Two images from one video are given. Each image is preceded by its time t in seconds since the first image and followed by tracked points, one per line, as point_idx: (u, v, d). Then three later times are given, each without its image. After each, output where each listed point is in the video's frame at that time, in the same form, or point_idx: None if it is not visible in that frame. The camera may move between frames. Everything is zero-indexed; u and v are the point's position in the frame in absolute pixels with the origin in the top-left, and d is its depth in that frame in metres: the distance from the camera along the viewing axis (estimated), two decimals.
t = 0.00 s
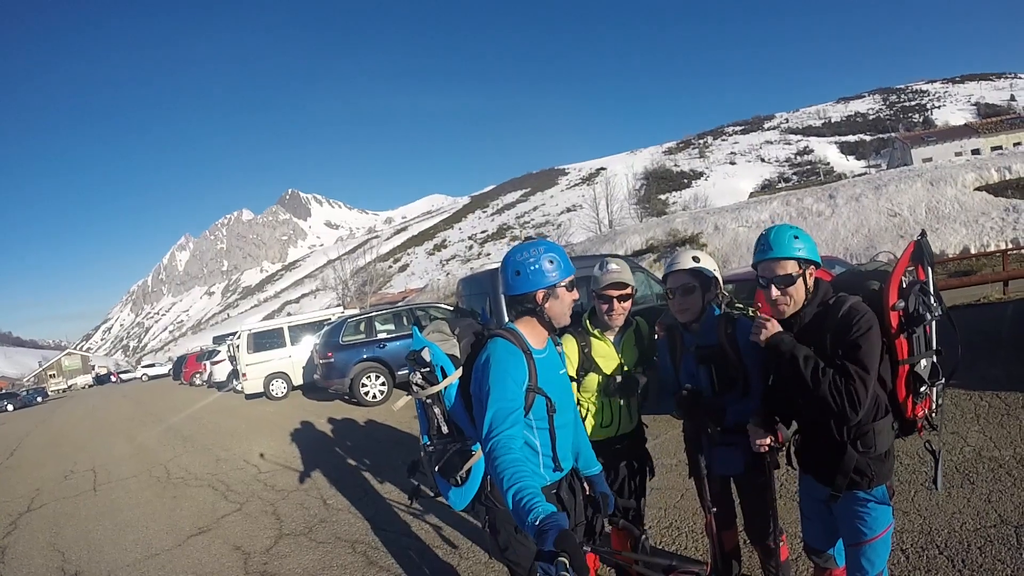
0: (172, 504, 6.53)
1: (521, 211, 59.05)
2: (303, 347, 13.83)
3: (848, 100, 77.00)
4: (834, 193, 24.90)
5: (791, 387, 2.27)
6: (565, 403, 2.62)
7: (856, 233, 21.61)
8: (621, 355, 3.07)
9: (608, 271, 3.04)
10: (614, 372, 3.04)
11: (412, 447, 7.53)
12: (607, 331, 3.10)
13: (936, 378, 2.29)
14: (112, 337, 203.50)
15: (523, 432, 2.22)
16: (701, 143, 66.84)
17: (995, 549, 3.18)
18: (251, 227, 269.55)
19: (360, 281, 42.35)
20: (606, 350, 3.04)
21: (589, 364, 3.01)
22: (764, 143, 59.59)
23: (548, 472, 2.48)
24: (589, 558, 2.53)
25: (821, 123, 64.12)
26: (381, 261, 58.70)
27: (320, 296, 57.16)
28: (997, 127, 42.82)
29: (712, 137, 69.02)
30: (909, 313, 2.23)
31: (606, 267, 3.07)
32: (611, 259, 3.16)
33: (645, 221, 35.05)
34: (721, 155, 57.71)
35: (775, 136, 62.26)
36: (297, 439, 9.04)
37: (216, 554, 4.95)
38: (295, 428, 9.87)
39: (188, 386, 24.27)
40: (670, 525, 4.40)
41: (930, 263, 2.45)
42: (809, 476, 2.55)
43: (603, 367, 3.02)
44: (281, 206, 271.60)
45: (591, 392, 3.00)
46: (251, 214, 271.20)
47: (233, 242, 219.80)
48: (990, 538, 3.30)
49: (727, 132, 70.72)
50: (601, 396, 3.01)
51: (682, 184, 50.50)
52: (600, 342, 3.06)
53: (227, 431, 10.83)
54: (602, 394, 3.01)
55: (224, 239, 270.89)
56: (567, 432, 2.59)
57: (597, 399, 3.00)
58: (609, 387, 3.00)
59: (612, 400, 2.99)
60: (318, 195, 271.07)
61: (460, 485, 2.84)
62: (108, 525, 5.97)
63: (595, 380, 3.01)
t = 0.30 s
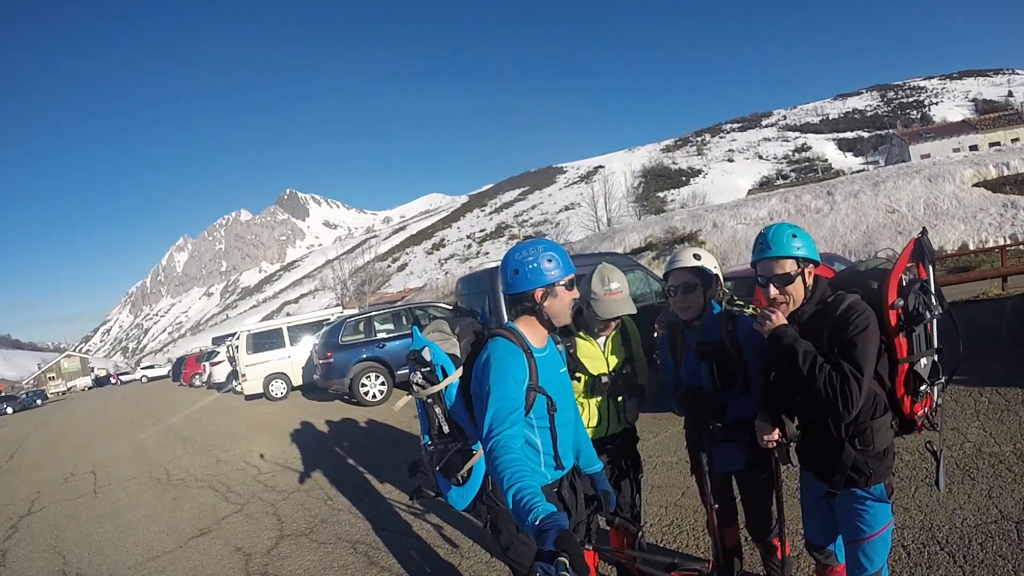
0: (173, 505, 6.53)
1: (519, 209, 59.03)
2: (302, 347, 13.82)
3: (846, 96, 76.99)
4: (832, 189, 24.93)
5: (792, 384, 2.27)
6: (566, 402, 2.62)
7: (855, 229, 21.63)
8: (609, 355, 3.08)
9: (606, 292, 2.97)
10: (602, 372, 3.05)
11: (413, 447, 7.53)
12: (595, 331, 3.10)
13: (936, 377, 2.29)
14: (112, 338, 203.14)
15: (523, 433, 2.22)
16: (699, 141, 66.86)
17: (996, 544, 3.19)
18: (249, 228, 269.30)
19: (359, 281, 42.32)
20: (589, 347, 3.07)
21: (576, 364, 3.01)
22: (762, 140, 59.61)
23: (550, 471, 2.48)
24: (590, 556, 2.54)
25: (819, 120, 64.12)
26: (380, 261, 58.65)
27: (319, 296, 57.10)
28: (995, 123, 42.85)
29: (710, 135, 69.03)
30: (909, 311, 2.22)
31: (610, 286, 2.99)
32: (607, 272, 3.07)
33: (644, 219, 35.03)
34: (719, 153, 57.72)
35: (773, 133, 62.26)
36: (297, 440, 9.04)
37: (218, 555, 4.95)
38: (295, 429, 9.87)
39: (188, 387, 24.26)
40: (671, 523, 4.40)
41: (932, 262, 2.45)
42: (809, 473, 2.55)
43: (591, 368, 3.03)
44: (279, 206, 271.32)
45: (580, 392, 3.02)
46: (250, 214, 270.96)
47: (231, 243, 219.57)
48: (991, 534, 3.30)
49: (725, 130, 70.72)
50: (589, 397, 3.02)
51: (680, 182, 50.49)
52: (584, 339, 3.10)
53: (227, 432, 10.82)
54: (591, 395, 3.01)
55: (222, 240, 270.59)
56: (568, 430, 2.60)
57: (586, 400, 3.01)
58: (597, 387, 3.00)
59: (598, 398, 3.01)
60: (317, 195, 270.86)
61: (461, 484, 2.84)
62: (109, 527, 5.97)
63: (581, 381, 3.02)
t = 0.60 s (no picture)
0: (173, 505, 6.53)
1: (521, 214, 59.10)
2: (303, 350, 13.84)
3: (848, 104, 77.13)
4: (834, 197, 24.93)
5: (793, 388, 2.27)
6: (566, 405, 2.62)
7: (856, 237, 21.64)
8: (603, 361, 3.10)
9: (611, 314, 2.98)
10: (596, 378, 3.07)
11: (413, 450, 7.52)
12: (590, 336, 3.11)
13: (936, 383, 2.28)
14: (113, 339, 203.35)
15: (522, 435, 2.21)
16: (701, 147, 66.95)
17: (996, 551, 3.18)
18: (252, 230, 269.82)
19: (360, 284, 42.35)
20: (583, 350, 3.07)
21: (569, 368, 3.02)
22: (765, 147, 59.68)
23: (551, 474, 2.47)
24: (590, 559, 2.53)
25: (821, 128, 64.20)
26: (381, 264, 58.71)
27: (320, 299, 57.14)
28: (997, 131, 42.88)
29: (712, 142, 69.16)
30: (908, 318, 2.22)
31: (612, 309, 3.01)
32: (611, 290, 3.07)
33: (645, 226, 35.05)
34: (721, 159, 57.81)
35: (775, 140, 62.33)
36: (297, 442, 9.03)
37: (217, 556, 4.94)
38: (295, 431, 9.86)
39: (188, 389, 24.27)
40: (671, 528, 4.40)
41: (932, 269, 2.44)
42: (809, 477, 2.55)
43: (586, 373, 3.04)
44: (282, 209, 271.93)
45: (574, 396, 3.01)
46: (252, 216, 271.48)
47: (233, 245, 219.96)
48: (991, 540, 3.29)
49: (727, 136, 70.86)
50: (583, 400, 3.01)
51: (682, 188, 50.54)
52: (578, 343, 3.10)
53: (227, 433, 10.82)
54: (585, 399, 3.00)
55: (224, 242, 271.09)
56: (569, 433, 2.59)
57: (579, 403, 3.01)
58: (591, 392, 2.98)
59: (594, 401, 2.99)
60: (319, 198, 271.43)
61: (463, 486, 2.85)
62: (108, 527, 5.96)
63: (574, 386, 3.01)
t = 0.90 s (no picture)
0: (171, 501, 6.53)
1: (517, 209, 59.04)
2: (300, 345, 13.81)
3: (845, 100, 77.17)
4: (830, 194, 25.00)
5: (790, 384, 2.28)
6: (565, 401, 2.63)
7: (851, 233, 21.72)
8: (603, 355, 3.11)
9: (616, 313, 3.06)
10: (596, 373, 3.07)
11: (410, 444, 7.53)
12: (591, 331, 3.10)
13: (934, 381, 2.28)
14: (107, 333, 202.60)
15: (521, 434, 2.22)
16: (697, 143, 66.96)
17: (990, 545, 3.22)
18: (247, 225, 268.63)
19: (355, 279, 42.28)
20: (584, 347, 3.08)
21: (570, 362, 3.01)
22: (761, 144, 59.71)
23: (549, 471, 2.49)
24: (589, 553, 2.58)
25: (818, 124, 64.25)
26: (377, 259, 58.61)
27: (315, 294, 57.01)
28: (993, 129, 43.02)
29: (709, 138, 69.15)
30: (906, 315, 2.20)
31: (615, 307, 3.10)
32: (615, 290, 3.12)
33: (641, 221, 35.10)
34: (718, 155, 57.83)
35: (771, 137, 62.37)
36: (293, 436, 9.03)
37: (215, 552, 4.94)
38: (291, 426, 9.86)
39: (183, 384, 24.22)
40: (668, 522, 4.42)
41: (929, 267, 2.45)
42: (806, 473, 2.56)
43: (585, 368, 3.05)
44: (277, 204, 270.91)
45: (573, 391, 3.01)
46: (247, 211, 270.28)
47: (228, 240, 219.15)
48: (985, 535, 3.33)
49: (724, 132, 70.89)
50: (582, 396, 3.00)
51: (678, 184, 50.57)
52: (579, 339, 3.10)
53: (223, 428, 10.81)
54: (584, 394, 2.99)
55: (219, 237, 269.96)
56: (568, 429, 2.61)
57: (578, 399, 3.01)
58: (590, 387, 2.98)
59: (593, 398, 2.99)
60: (315, 193, 270.50)
61: (459, 479, 2.83)
62: (106, 522, 5.95)
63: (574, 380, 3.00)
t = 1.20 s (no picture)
0: (155, 500, 6.48)
1: (514, 225, 59.30)
2: (290, 351, 13.78)
3: (841, 126, 78.11)
4: (823, 217, 25.26)
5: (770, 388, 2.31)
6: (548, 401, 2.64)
7: (844, 257, 21.91)
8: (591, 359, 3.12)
9: (607, 318, 3.04)
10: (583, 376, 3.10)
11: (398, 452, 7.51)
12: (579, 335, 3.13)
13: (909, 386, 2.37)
14: (98, 335, 200.41)
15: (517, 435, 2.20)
16: (694, 165, 67.60)
17: (973, 559, 3.24)
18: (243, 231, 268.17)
19: (349, 290, 42.26)
20: (573, 351, 3.09)
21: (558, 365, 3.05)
22: (757, 166, 60.30)
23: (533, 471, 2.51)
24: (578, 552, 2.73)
25: (813, 149, 64.98)
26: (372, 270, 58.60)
27: (308, 303, 56.85)
28: (986, 157, 43.58)
29: (706, 160, 69.83)
30: (883, 321, 2.28)
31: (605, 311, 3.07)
32: (607, 295, 3.12)
33: (636, 240, 35.31)
34: (714, 177, 58.35)
35: (768, 160, 63.03)
36: (280, 442, 8.99)
37: (198, 551, 4.89)
38: (278, 432, 9.80)
39: (172, 388, 24.05)
40: (652, 533, 4.42)
41: (904, 277, 2.53)
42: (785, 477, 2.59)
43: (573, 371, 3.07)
44: (274, 211, 271.01)
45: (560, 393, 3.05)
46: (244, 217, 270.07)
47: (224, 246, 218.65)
48: (968, 549, 3.36)
49: (721, 155, 71.59)
50: (569, 399, 3.06)
51: (674, 205, 50.96)
52: (568, 343, 3.12)
53: (211, 432, 10.74)
54: (570, 398, 3.06)
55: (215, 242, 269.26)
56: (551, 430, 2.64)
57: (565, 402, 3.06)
58: (577, 392, 3.06)
59: (579, 401, 3.05)
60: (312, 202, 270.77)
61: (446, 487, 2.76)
62: (88, 518, 5.90)
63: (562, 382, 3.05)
